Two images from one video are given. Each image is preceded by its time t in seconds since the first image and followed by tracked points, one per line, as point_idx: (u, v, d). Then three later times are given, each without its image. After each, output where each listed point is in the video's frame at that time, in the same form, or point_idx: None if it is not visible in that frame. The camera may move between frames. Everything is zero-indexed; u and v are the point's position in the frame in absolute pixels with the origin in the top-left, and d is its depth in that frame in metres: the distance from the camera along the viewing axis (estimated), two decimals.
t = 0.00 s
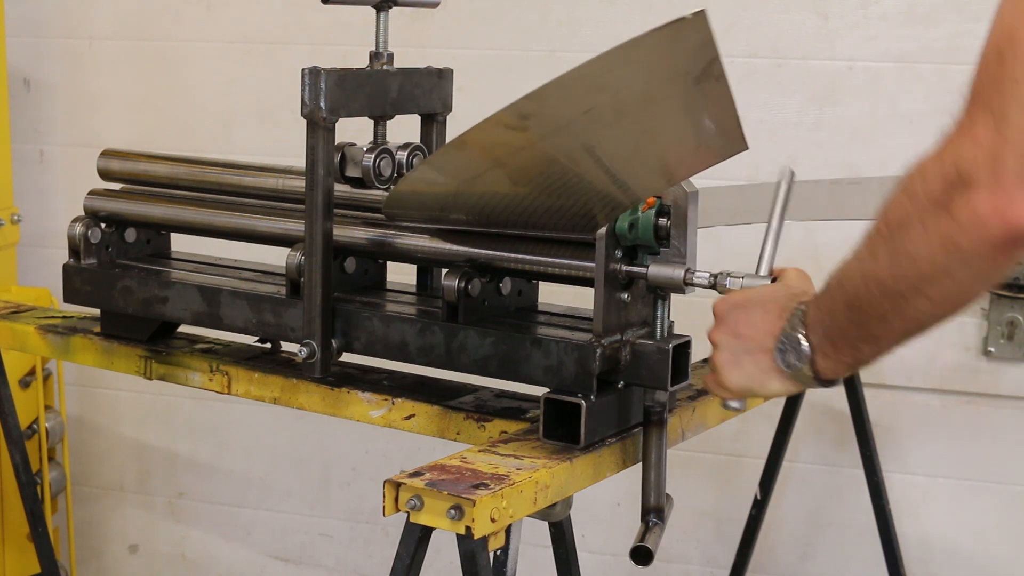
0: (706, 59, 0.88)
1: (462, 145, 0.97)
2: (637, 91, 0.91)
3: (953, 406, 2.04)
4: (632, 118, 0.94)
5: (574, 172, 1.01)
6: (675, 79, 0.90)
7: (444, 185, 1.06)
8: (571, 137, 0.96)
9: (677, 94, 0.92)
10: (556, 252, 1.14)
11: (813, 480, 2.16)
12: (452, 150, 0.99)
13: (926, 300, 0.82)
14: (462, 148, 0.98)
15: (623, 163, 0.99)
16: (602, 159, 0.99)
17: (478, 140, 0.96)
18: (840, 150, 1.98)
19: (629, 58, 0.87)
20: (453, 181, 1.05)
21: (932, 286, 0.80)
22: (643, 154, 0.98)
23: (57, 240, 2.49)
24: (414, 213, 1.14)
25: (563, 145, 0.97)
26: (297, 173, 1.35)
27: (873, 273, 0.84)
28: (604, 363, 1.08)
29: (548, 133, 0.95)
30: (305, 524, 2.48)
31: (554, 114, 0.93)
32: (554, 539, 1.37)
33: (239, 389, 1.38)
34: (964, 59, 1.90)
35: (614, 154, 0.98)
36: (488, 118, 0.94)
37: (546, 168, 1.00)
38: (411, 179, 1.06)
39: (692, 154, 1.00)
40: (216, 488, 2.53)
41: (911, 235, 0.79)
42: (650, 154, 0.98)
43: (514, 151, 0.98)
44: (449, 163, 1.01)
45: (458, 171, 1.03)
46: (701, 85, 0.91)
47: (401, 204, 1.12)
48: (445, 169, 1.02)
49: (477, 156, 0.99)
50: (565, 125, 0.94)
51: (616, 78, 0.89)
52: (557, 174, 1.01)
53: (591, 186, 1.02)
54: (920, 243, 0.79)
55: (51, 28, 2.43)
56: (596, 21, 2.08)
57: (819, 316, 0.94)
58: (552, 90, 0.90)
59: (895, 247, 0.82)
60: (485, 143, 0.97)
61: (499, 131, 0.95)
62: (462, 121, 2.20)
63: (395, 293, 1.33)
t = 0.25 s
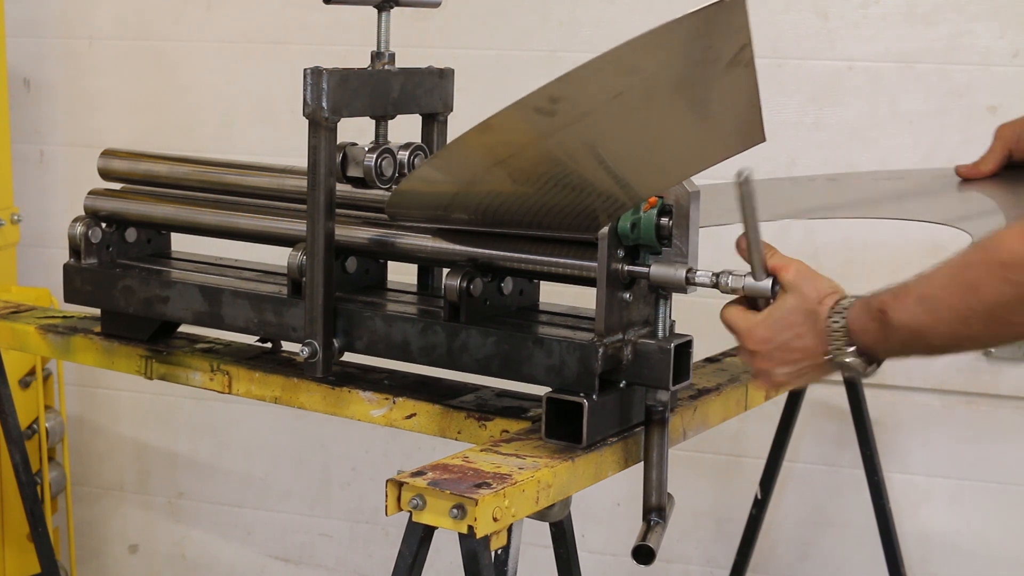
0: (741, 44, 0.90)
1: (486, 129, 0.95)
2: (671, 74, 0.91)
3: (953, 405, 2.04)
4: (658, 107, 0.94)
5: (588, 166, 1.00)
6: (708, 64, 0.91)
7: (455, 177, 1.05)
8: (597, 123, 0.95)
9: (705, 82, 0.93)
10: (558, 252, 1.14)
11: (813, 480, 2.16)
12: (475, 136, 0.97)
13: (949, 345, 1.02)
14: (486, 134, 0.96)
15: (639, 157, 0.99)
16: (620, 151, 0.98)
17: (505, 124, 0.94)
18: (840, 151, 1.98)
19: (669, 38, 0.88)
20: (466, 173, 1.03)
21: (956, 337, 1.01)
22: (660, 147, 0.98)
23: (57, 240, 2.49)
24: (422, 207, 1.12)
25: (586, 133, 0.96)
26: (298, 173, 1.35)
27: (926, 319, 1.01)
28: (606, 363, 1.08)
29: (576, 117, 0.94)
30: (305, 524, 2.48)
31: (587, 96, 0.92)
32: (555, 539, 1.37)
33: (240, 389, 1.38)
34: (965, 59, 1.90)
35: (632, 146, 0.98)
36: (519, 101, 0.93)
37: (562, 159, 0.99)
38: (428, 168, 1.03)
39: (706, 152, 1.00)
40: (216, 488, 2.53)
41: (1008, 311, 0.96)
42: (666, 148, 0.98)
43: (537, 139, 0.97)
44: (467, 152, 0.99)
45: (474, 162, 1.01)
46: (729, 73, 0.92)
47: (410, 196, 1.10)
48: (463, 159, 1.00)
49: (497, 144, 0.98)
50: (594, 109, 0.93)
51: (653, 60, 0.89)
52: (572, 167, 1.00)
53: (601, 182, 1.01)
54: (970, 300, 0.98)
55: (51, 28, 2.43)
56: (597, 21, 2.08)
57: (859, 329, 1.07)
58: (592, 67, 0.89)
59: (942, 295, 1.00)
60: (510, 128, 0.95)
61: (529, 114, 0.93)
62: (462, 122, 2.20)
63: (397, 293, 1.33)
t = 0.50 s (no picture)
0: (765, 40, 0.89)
1: (505, 120, 0.94)
2: (694, 71, 0.90)
3: (953, 405, 2.04)
4: (677, 104, 0.93)
5: (600, 162, 0.99)
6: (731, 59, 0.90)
7: (467, 171, 1.03)
8: (615, 119, 0.94)
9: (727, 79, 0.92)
10: (557, 252, 1.14)
11: (813, 481, 2.16)
12: (493, 129, 0.95)
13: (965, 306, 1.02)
14: (504, 125, 0.94)
15: (652, 155, 0.98)
16: (634, 147, 0.97)
17: (525, 115, 0.93)
18: (841, 151, 1.98)
19: (696, 32, 0.87)
20: (478, 167, 1.02)
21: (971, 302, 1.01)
22: (674, 146, 0.97)
23: (57, 240, 2.49)
24: (431, 201, 1.10)
25: (602, 128, 0.95)
26: (298, 173, 1.35)
27: (951, 283, 1.00)
28: (605, 363, 1.08)
29: (596, 111, 0.93)
30: (305, 524, 2.48)
31: (609, 90, 0.91)
32: (555, 539, 1.37)
33: (239, 389, 1.38)
34: (964, 59, 1.90)
35: (647, 143, 0.97)
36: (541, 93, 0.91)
37: (576, 154, 0.98)
38: (438, 162, 1.02)
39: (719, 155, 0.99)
40: (215, 488, 2.53)
41: None
42: (680, 149, 0.97)
43: (554, 133, 0.95)
44: (482, 145, 0.97)
45: (489, 156, 0.99)
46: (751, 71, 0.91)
47: (420, 189, 1.08)
48: (478, 152, 0.98)
49: (513, 137, 0.96)
50: (615, 104, 0.92)
51: (679, 55, 0.88)
52: (584, 163, 0.99)
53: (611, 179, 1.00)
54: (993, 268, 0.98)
55: (51, 28, 2.43)
56: (597, 21, 2.08)
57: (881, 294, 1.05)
58: (618, 61, 0.88)
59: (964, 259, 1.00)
60: (528, 120, 0.93)
61: (549, 107, 0.92)
62: (462, 122, 2.20)
63: (396, 294, 1.33)
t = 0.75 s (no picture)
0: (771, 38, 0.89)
1: (512, 123, 0.93)
2: (702, 71, 0.90)
3: (953, 406, 2.04)
4: (684, 105, 0.92)
5: (605, 163, 0.98)
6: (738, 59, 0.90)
7: (472, 173, 1.02)
8: (622, 121, 0.93)
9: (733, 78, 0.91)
10: (557, 252, 1.14)
11: (814, 481, 2.16)
12: (499, 132, 0.94)
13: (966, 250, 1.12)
14: (511, 128, 0.93)
15: (658, 156, 0.97)
16: (640, 149, 0.96)
17: (532, 118, 0.92)
18: (841, 151, 1.98)
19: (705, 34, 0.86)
20: (483, 169, 1.01)
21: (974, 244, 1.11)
22: (680, 146, 0.97)
23: (57, 240, 2.49)
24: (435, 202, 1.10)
25: (610, 130, 0.94)
26: (297, 173, 1.35)
27: (962, 217, 1.10)
28: (604, 363, 1.08)
29: (604, 114, 0.92)
30: (305, 524, 2.48)
31: (618, 94, 0.90)
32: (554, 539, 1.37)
33: (239, 389, 1.38)
34: (965, 59, 1.90)
35: (653, 144, 0.96)
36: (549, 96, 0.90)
37: (581, 155, 0.97)
38: (439, 167, 1.01)
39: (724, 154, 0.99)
40: (216, 488, 2.53)
41: None
42: (686, 148, 0.97)
43: (561, 136, 0.94)
44: (488, 147, 0.96)
45: (494, 159, 0.98)
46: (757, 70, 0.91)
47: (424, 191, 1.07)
48: (484, 155, 0.97)
49: (520, 139, 0.95)
50: (622, 106, 0.91)
51: (687, 56, 0.88)
52: (590, 164, 0.98)
53: (615, 180, 1.00)
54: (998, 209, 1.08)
55: (51, 28, 2.43)
56: (597, 21, 2.08)
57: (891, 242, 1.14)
58: (628, 64, 0.87)
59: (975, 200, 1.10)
60: (536, 123, 0.92)
61: (557, 110, 0.91)
62: (462, 122, 2.20)
63: (395, 293, 1.33)
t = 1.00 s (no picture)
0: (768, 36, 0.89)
1: (513, 124, 0.92)
2: (706, 70, 0.90)
3: (954, 405, 2.04)
4: (686, 104, 0.92)
5: (607, 162, 0.98)
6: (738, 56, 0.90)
7: (473, 172, 1.01)
8: (625, 120, 0.93)
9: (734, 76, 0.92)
10: (557, 253, 1.14)
11: (814, 481, 2.16)
12: (500, 133, 0.94)
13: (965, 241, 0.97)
14: (512, 128, 0.93)
15: (658, 154, 0.97)
16: (642, 147, 0.96)
17: (534, 118, 0.92)
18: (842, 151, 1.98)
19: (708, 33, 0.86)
20: (484, 168, 1.00)
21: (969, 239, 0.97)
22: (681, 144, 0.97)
23: (57, 240, 2.49)
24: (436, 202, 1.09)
25: (612, 129, 0.94)
26: (297, 173, 1.35)
27: (947, 204, 0.96)
28: (605, 363, 1.08)
29: (605, 113, 0.92)
30: (305, 524, 2.48)
31: (620, 93, 0.90)
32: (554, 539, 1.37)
33: (239, 389, 1.38)
34: (965, 59, 1.90)
35: (654, 143, 0.96)
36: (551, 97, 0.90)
37: (583, 154, 0.97)
38: (439, 167, 1.00)
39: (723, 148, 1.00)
40: (216, 488, 2.53)
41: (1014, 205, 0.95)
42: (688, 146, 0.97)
43: (562, 135, 0.94)
44: (490, 147, 0.96)
45: (496, 158, 0.98)
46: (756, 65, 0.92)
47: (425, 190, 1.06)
48: (484, 155, 0.97)
49: (522, 139, 0.95)
50: (623, 106, 0.91)
51: (690, 55, 0.88)
52: (591, 162, 0.98)
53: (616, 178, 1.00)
54: (990, 176, 0.96)
55: (51, 28, 2.43)
56: (597, 21, 2.08)
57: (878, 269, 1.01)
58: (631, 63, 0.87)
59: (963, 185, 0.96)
60: (538, 122, 0.92)
61: (558, 109, 0.91)
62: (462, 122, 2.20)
63: (395, 293, 1.33)
